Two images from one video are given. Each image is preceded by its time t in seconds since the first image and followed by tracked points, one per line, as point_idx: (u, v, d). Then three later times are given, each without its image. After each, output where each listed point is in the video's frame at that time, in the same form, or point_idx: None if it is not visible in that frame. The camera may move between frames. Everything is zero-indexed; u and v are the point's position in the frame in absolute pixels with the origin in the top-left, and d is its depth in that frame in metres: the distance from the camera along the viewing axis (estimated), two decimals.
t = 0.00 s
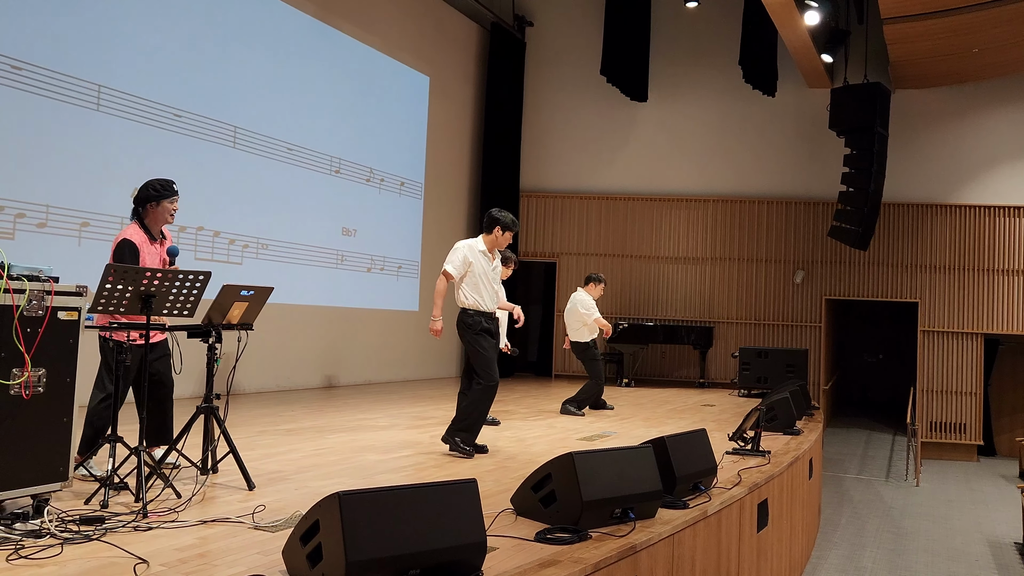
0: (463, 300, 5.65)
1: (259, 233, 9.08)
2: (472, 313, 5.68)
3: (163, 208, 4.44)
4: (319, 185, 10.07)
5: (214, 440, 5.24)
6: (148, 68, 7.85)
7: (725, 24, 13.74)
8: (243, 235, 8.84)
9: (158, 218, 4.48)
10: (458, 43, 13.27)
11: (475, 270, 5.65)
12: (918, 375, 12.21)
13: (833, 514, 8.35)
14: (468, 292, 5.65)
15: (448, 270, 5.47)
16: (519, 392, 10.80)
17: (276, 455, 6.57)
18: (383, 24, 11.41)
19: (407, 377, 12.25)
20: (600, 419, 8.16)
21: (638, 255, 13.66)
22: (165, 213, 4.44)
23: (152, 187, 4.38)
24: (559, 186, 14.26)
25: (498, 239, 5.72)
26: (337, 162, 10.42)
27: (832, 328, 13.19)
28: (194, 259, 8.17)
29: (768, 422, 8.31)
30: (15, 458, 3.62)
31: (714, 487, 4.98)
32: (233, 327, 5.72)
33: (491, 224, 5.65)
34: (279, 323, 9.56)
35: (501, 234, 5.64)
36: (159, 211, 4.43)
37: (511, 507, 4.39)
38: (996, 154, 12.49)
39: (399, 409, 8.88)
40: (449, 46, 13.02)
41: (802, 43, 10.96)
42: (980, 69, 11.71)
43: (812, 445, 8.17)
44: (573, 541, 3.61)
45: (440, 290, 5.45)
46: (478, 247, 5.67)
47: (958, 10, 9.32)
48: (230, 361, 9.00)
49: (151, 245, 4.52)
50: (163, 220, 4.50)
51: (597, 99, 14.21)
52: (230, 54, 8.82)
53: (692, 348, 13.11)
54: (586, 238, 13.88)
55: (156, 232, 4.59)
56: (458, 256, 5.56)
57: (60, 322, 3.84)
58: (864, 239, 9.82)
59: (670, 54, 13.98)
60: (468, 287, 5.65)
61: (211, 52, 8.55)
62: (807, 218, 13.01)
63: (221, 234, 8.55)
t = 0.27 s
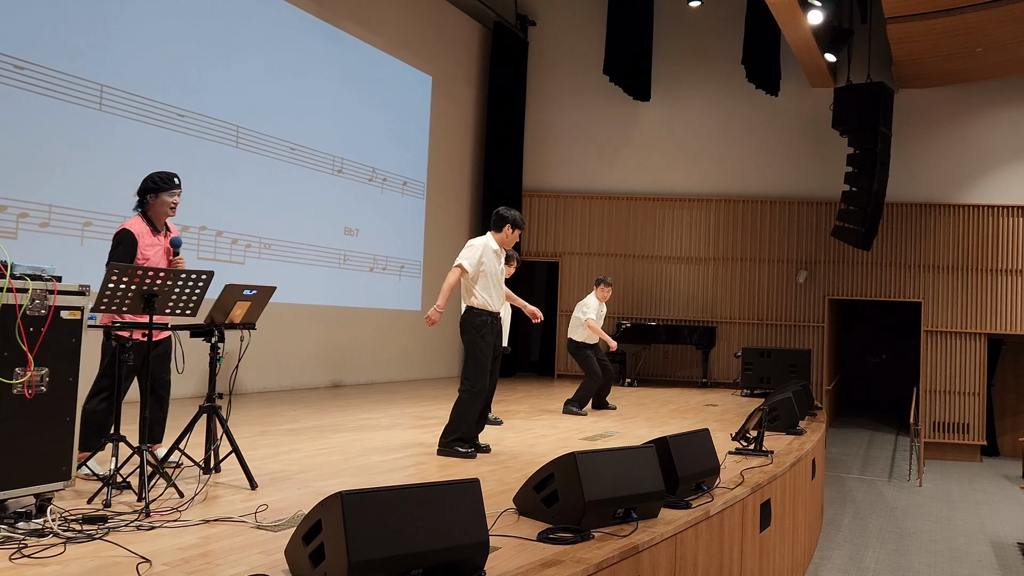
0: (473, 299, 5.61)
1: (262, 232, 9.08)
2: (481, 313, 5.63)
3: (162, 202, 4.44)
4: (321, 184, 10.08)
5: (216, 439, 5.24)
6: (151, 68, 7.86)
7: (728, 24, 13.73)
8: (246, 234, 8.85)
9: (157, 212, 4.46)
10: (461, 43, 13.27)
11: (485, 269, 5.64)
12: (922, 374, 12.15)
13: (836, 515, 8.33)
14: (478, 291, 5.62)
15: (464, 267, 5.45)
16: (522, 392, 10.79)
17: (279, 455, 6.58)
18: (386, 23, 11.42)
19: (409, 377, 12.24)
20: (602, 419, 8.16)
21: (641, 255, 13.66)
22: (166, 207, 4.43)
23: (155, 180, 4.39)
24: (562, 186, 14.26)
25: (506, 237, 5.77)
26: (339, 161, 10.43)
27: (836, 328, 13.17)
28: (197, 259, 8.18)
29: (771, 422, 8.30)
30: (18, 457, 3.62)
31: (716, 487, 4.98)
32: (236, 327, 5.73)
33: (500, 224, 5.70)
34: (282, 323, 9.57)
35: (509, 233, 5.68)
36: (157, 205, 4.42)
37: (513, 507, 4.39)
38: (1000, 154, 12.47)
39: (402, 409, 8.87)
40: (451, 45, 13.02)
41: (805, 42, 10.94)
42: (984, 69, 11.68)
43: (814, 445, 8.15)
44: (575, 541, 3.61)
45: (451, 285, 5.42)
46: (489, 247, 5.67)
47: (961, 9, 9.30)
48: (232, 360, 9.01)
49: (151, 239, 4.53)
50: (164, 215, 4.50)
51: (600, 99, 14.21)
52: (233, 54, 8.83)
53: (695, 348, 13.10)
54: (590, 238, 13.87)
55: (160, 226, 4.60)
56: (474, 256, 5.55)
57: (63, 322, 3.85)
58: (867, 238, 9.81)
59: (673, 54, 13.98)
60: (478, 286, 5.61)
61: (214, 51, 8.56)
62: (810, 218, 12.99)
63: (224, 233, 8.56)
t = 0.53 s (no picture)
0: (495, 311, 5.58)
1: (264, 232, 9.09)
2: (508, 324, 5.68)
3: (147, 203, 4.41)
4: (323, 184, 10.08)
5: (219, 439, 5.24)
6: (153, 68, 7.86)
7: (730, 23, 13.71)
8: (248, 234, 8.86)
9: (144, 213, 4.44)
10: (463, 42, 13.26)
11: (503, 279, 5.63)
12: (926, 375, 12.08)
13: (838, 515, 8.32)
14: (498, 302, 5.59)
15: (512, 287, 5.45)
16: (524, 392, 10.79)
17: (281, 455, 6.58)
18: (388, 23, 11.42)
19: (411, 376, 12.24)
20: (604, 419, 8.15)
21: (643, 255, 13.65)
22: (149, 210, 4.39)
23: (137, 182, 4.36)
24: (564, 186, 14.26)
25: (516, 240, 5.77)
26: (341, 161, 10.43)
27: (838, 327, 13.16)
28: (199, 259, 8.19)
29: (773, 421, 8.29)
30: (20, 457, 3.63)
31: (718, 487, 4.97)
32: (238, 327, 5.74)
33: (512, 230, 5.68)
34: (284, 322, 9.57)
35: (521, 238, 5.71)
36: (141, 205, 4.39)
37: (515, 506, 4.39)
38: (1003, 153, 12.44)
39: (404, 408, 8.87)
40: (453, 45, 13.02)
41: (807, 42, 10.92)
42: (986, 68, 11.66)
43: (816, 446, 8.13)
44: (578, 541, 3.61)
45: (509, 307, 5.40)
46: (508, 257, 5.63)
47: (964, 8, 9.28)
48: (234, 360, 9.01)
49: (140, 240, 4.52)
50: (151, 217, 4.46)
51: (602, 99, 14.20)
52: (235, 54, 8.82)
53: (696, 348, 13.09)
54: (592, 237, 13.86)
55: (153, 227, 4.59)
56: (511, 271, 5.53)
57: (66, 321, 3.85)
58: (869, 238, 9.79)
59: (675, 53, 13.96)
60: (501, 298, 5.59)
61: (215, 51, 8.56)
62: (813, 218, 12.98)
63: (226, 234, 8.57)
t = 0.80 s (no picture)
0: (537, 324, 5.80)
1: (266, 231, 9.10)
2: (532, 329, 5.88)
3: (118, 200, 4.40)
4: (325, 184, 10.09)
5: (220, 439, 5.24)
6: (154, 67, 7.86)
7: (732, 23, 13.70)
8: (250, 234, 8.87)
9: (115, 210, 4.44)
10: (464, 42, 13.26)
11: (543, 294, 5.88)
12: (927, 374, 12.10)
13: (840, 515, 8.31)
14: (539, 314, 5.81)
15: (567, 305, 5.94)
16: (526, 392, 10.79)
17: (283, 455, 6.58)
18: (389, 23, 11.42)
19: (413, 376, 12.24)
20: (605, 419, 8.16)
21: (644, 255, 13.65)
22: (119, 206, 4.39)
23: (108, 177, 4.36)
24: (565, 186, 14.26)
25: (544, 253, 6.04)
26: (342, 161, 10.42)
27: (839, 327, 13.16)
28: (201, 258, 8.20)
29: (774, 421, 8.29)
30: (21, 456, 3.63)
31: (720, 487, 4.97)
32: (240, 327, 5.74)
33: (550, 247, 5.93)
34: (286, 322, 9.58)
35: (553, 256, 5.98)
36: (111, 202, 4.39)
37: (517, 506, 4.38)
38: (1004, 153, 12.43)
39: (405, 408, 8.88)
40: (455, 45, 13.02)
41: (809, 41, 10.91)
42: (988, 68, 11.64)
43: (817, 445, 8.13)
44: (578, 541, 3.61)
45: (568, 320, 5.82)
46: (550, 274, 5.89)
47: (966, 8, 9.27)
48: (236, 359, 9.02)
49: (109, 238, 4.51)
50: (122, 214, 4.46)
51: (603, 98, 14.19)
52: (236, 53, 8.82)
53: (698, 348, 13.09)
54: (593, 237, 13.85)
55: (124, 225, 4.57)
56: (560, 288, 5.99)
57: (68, 321, 3.85)
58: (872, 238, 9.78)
59: (676, 53, 13.96)
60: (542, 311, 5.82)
61: (217, 51, 8.57)
62: (814, 218, 12.97)
63: (228, 233, 8.57)
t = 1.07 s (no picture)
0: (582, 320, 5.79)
1: (268, 231, 9.10)
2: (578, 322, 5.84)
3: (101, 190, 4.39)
4: (326, 184, 10.09)
5: (221, 439, 5.23)
6: (155, 67, 7.86)
7: (733, 23, 13.69)
8: (251, 233, 8.87)
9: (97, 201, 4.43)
10: (465, 41, 13.26)
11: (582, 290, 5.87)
12: (929, 374, 12.10)
13: (841, 514, 8.32)
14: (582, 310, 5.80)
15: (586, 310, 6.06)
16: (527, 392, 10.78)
17: (284, 456, 6.57)
18: (390, 22, 11.41)
19: (413, 376, 12.23)
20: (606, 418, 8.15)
21: (645, 255, 13.64)
22: (102, 195, 4.38)
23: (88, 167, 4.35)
24: (566, 186, 14.26)
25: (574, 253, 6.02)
26: (342, 161, 10.41)
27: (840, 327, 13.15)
28: (203, 258, 8.21)
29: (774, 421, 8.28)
30: (22, 456, 3.63)
31: (720, 487, 4.97)
32: (241, 326, 5.73)
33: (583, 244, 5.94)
34: (286, 322, 9.58)
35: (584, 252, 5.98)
36: (94, 192, 4.38)
37: (518, 506, 4.38)
38: (1006, 153, 12.42)
39: (406, 406, 8.87)
40: (456, 44, 13.01)
41: (810, 41, 10.90)
42: (990, 67, 11.63)
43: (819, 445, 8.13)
44: (579, 541, 3.61)
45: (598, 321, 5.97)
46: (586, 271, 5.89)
47: (967, 8, 9.26)
48: (237, 359, 9.01)
49: (94, 229, 4.52)
50: (105, 203, 4.45)
51: (604, 98, 14.19)
52: (237, 53, 8.82)
53: (698, 348, 13.09)
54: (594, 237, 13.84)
55: (108, 214, 4.56)
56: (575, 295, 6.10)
57: (69, 320, 3.85)
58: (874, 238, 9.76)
59: (677, 53, 13.96)
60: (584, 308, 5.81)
61: (217, 50, 8.57)
62: (816, 218, 12.95)
63: (229, 233, 8.58)
